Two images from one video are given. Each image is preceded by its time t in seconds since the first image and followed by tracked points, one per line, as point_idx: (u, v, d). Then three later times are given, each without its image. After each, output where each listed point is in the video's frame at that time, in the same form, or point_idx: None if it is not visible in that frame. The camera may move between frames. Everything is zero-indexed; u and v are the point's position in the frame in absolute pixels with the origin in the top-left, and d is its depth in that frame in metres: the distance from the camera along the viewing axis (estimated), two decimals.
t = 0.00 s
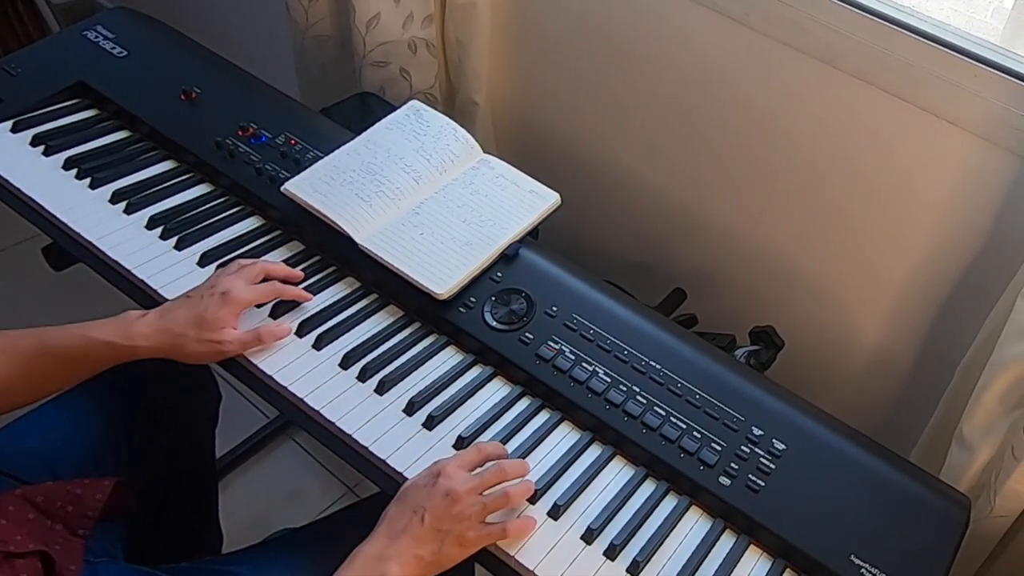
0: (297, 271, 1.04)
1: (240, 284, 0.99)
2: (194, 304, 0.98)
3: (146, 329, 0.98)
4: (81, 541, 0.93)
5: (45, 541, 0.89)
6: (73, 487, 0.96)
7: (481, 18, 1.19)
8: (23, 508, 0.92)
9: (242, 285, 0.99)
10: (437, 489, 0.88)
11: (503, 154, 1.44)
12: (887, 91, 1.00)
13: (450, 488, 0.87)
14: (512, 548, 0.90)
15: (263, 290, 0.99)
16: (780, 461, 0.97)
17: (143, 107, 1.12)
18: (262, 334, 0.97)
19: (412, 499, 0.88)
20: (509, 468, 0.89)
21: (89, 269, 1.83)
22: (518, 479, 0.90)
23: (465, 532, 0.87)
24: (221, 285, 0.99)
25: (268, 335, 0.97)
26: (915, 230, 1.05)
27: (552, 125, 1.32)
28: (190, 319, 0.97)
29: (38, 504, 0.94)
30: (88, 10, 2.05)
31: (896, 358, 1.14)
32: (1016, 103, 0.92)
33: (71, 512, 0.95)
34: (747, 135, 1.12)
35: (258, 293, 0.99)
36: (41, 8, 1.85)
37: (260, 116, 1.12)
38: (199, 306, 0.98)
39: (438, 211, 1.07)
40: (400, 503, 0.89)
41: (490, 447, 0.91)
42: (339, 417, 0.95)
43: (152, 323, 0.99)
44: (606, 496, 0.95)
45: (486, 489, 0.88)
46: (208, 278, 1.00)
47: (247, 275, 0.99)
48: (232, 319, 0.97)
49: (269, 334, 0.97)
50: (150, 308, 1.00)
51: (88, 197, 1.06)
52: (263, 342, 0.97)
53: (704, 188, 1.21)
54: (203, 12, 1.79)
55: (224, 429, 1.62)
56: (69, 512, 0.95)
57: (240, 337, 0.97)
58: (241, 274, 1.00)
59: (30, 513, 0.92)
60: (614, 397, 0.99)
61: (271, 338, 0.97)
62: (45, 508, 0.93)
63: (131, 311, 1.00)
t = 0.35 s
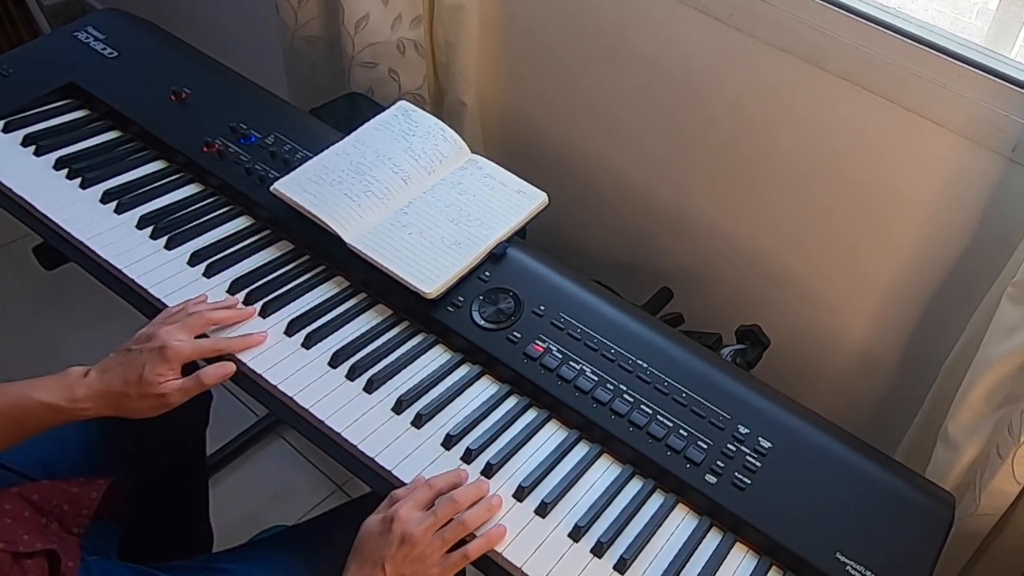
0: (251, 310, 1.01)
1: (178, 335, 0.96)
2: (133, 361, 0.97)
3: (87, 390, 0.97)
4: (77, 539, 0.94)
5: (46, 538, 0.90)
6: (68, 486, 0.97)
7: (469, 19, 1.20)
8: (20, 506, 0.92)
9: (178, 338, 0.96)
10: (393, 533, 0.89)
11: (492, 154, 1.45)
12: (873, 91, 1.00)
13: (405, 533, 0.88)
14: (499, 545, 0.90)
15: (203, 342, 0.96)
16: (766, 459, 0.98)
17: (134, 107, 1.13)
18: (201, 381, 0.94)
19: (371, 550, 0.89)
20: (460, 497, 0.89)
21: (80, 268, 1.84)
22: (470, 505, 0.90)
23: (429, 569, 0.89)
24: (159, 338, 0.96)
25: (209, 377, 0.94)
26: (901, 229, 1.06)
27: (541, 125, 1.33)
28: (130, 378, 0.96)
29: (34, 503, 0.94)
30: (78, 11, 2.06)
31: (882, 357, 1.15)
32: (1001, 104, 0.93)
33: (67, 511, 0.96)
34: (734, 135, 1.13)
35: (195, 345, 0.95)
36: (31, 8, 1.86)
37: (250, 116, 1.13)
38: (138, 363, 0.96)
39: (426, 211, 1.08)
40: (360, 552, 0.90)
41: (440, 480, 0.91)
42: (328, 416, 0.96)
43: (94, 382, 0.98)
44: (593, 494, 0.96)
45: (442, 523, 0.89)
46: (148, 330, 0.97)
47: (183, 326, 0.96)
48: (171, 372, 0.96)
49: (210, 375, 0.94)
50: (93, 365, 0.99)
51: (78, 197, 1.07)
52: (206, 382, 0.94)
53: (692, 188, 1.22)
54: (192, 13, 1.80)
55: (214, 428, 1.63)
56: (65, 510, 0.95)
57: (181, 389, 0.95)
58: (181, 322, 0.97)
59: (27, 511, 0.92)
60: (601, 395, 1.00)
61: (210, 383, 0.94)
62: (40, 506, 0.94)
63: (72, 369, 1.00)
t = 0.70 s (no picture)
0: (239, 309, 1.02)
1: (173, 329, 0.96)
2: (127, 358, 0.96)
3: (79, 388, 0.96)
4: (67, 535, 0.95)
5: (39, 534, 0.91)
6: (60, 483, 0.97)
7: (457, 21, 1.21)
8: (13, 502, 0.92)
9: (173, 332, 0.96)
10: (384, 521, 0.89)
11: (481, 154, 1.46)
12: (859, 92, 1.01)
13: (397, 519, 0.88)
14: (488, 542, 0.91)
15: (198, 336, 0.96)
16: (752, 457, 0.99)
17: (124, 107, 1.13)
18: (198, 378, 0.94)
19: (363, 537, 0.89)
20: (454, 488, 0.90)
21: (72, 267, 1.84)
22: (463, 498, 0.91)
23: (421, 558, 0.88)
24: (154, 334, 0.96)
25: (204, 374, 0.93)
26: (886, 229, 1.07)
27: (529, 125, 1.34)
28: (126, 374, 0.96)
29: (26, 499, 0.94)
30: (70, 13, 2.06)
31: (868, 355, 1.16)
32: (986, 104, 0.94)
33: (58, 508, 0.96)
34: (722, 135, 1.14)
35: (190, 338, 0.96)
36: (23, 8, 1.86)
37: (240, 117, 1.13)
38: (133, 360, 0.96)
39: (415, 210, 1.09)
40: (350, 542, 0.90)
41: (435, 473, 0.92)
42: (317, 414, 0.97)
43: (85, 380, 0.97)
44: (580, 491, 0.97)
45: (435, 512, 0.89)
46: (142, 326, 0.97)
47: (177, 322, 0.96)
48: (167, 368, 0.95)
49: (206, 372, 0.93)
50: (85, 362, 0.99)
51: (70, 196, 1.08)
52: (201, 380, 0.93)
53: (680, 188, 1.22)
54: (182, 13, 1.81)
55: (204, 426, 1.63)
56: (57, 507, 0.96)
57: (178, 386, 0.95)
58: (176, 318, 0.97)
59: (19, 507, 0.92)
60: (589, 393, 1.00)
61: (207, 380, 0.93)
62: (33, 503, 0.94)
63: (63, 366, 0.99)
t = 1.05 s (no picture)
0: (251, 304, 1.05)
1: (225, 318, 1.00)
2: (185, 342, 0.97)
3: (138, 368, 0.95)
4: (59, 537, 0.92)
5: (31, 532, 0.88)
6: (54, 484, 0.96)
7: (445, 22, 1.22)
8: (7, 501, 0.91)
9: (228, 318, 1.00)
10: (416, 472, 0.90)
11: (470, 154, 1.47)
12: (845, 92, 1.02)
13: (429, 469, 0.90)
14: (476, 539, 0.92)
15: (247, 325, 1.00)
16: (739, 455, 0.99)
17: (114, 108, 1.14)
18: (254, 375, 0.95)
19: (393, 486, 0.89)
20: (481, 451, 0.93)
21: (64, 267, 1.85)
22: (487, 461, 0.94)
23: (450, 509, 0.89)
24: (207, 322, 0.98)
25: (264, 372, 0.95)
26: (871, 229, 1.08)
27: (518, 125, 1.34)
28: (184, 358, 0.96)
29: (21, 499, 0.93)
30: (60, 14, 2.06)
31: (853, 354, 1.17)
32: (970, 105, 0.95)
33: (51, 509, 0.94)
34: (709, 136, 1.15)
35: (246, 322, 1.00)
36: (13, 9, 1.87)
37: (229, 117, 1.14)
38: (193, 343, 0.96)
39: (403, 210, 1.09)
40: (379, 494, 0.90)
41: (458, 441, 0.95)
42: (307, 411, 0.97)
43: (139, 362, 0.95)
44: (568, 488, 0.97)
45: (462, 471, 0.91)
46: (189, 316, 0.99)
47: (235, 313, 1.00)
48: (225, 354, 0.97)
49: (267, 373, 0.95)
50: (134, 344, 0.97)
51: (61, 196, 1.09)
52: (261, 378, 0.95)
53: (669, 187, 1.23)
54: (171, 13, 1.82)
55: (196, 424, 1.64)
56: (50, 508, 0.94)
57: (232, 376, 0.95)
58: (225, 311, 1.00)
59: (13, 505, 0.90)
60: (576, 391, 1.01)
61: (262, 382, 0.95)
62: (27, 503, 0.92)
63: (112, 350, 0.97)
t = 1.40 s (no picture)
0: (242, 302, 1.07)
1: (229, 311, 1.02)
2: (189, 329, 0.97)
3: (140, 346, 0.95)
4: (50, 539, 0.92)
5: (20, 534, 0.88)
6: (46, 485, 0.95)
7: (434, 23, 1.22)
8: None
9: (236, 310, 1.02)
10: (373, 503, 0.90)
11: (460, 154, 1.48)
12: (831, 93, 1.03)
13: (386, 501, 0.90)
14: (465, 537, 0.92)
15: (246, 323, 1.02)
16: (725, 453, 1.00)
17: (105, 108, 1.15)
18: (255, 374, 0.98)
19: (352, 518, 0.90)
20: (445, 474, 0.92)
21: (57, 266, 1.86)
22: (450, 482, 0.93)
23: (407, 540, 0.89)
24: (211, 313, 1.00)
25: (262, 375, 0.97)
26: (857, 228, 1.09)
27: (507, 126, 1.35)
28: (185, 342, 0.97)
29: (12, 500, 0.92)
30: (50, 15, 2.06)
31: (838, 352, 1.19)
32: (955, 105, 0.95)
33: (42, 509, 0.94)
34: (698, 135, 1.16)
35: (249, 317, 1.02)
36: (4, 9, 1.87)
37: (219, 117, 1.15)
38: (196, 332, 0.97)
39: (392, 210, 1.10)
40: (340, 525, 0.91)
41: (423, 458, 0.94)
42: (296, 410, 0.98)
43: (141, 340, 0.95)
44: (556, 486, 0.98)
45: (423, 497, 0.91)
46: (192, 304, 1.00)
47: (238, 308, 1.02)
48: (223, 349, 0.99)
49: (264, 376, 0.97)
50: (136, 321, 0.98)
51: (53, 195, 1.09)
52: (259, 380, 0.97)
53: (657, 187, 1.24)
54: (161, 14, 1.83)
55: (187, 420, 1.65)
56: (41, 508, 0.94)
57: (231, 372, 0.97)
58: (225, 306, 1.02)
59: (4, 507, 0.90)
60: (564, 390, 1.02)
61: (257, 387, 0.97)
62: (18, 504, 0.92)
63: (113, 325, 0.96)
